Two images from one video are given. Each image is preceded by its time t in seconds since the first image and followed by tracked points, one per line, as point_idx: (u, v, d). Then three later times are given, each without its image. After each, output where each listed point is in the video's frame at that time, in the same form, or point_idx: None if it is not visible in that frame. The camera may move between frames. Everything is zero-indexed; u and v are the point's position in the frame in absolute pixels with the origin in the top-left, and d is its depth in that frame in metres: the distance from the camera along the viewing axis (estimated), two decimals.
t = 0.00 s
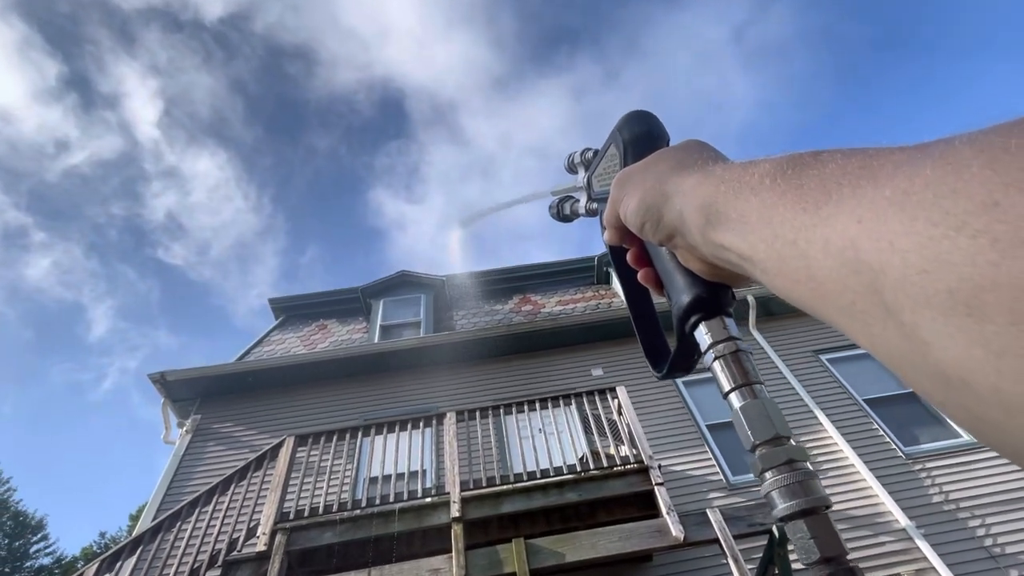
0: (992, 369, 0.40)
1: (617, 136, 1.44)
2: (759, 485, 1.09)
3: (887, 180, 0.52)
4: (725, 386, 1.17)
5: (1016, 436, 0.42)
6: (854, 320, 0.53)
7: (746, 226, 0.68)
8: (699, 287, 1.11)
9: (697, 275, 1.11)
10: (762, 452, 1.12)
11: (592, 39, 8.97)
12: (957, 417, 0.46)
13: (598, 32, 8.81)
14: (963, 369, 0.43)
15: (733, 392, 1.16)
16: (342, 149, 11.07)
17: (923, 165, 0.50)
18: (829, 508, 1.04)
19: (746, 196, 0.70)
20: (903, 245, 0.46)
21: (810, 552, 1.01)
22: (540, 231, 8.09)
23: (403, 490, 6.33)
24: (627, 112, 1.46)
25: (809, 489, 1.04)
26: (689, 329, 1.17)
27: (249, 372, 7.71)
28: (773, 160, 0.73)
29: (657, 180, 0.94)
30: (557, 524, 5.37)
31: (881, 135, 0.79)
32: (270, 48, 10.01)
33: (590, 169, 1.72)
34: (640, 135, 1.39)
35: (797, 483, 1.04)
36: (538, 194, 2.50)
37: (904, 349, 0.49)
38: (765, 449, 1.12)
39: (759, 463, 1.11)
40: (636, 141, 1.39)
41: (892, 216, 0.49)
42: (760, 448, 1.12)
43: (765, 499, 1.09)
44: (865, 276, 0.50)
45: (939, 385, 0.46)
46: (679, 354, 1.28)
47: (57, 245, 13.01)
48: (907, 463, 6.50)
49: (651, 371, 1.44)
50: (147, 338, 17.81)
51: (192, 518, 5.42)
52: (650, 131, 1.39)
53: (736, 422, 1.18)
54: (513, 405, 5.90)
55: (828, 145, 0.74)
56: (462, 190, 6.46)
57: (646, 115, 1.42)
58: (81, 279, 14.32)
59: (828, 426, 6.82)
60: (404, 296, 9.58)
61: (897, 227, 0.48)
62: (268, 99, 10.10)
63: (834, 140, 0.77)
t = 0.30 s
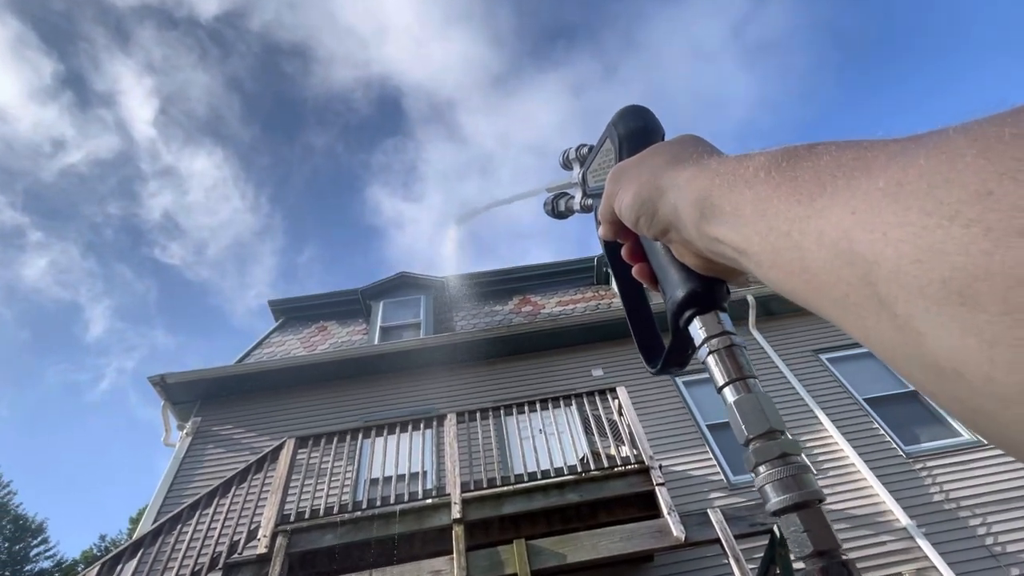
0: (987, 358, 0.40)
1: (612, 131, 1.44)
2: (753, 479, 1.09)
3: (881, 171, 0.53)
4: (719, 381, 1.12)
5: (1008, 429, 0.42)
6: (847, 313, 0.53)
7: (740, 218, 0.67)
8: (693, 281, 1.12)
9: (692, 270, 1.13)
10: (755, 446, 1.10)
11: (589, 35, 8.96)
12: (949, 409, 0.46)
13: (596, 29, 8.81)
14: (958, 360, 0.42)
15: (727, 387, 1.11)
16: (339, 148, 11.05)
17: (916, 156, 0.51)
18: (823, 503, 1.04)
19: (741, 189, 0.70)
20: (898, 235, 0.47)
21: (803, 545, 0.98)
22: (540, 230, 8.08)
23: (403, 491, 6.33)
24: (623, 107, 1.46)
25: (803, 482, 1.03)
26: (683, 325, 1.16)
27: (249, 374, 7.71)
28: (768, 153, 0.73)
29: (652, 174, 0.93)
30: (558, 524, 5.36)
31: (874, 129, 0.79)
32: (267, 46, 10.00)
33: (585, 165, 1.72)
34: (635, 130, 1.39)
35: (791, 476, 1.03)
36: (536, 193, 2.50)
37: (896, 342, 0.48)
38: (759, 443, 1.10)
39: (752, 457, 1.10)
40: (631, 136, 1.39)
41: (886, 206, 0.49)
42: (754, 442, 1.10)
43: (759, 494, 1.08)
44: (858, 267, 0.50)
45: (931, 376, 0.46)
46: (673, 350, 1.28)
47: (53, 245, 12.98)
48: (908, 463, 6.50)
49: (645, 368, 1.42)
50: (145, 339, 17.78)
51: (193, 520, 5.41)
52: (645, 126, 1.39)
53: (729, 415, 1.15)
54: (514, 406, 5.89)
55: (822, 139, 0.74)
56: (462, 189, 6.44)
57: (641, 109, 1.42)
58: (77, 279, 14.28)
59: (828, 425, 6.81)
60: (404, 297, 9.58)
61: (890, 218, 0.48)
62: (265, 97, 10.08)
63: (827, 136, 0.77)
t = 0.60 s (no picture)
0: (971, 350, 0.40)
1: (604, 130, 1.44)
2: (744, 475, 1.09)
3: (868, 166, 0.53)
4: (710, 378, 1.13)
5: (996, 416, 0.42)
6: (836, 309, 0.53)
7: (730, 215, 0.67)
8: (685, 279, 1.11)
9: (684, 268, 1.11)
10: (747, 443, 1.09)
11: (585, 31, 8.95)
12: (937, 403, 0.46)
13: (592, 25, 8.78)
14: (943, 354, 0.43)
15: (718, 384, 1.13)
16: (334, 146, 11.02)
17: (902, 150, 0.51)
18: (812, 497, 1.05)
19: (729, 185, 0.70)
20: (884, 230, 0.46)
21: (795, 542, 1.01)
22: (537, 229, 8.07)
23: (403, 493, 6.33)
24: (614, 105, 1.45)
25: (793, 480, 1.03)
26: (675, 322, 1.17)
27: (248, 375, 7.71)
28: (756, 150, 0.73)
29: (643, 172, 0.93)
30: (558, 525, 5.36)
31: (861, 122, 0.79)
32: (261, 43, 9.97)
33: (578, 165, 1.73)
34: (627, 128, 1.39)
35: (782, 474, 1.03)
36: (531, 193, 2.50)
37: (883, 335, 0.49)
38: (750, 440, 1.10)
39: (744, 454, 1.10)
40: (623, 135, 1.39)
41: (872, 200, 0.49)
42: (746, 439, 1.09)
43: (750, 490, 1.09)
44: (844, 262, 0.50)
45: (917, 368, 0.46)
46: (666, 348, 1.28)
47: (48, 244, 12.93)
48: (906, 462, 6.51)
49: (638, 366, 1.42)
50: (139, 338, 17.72)
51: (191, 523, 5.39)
52: (636, 125, 1.39)
53: (721, 412, 1.14)
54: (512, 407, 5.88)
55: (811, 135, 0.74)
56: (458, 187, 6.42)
57: (632, 108, 1.42)
58: (72, 279, 14.22)
59: (828, 426, 6.81)
60: (402, 298, 9.58)
61: (876, 213, 0.48)
62: (260, 95, 10.04)
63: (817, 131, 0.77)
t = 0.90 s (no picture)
0: (956, 329, 0.41)
1: (608, 124, 1.45)
2: (740, 465, 1.09)
3: (860, 150, 0.53)
4: (709, 368, 1.14)
5: (982, 397, 0.42)
6: (828, 293, 0.53)
7: (728, 204, 0.68)
8: (686, 271, 1.12)
9: (684, 260, 1.12)
10: (744, 433, 1.10)
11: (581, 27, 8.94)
12: (926, 383, 0.47)
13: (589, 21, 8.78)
14: (933, 335, 0.43)
15: (716, 373, 1.14)
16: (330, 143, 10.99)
17: (892, 135, 0.52)
18: (809, 488, 1.04)
19: (727, 175, 0.70)
20: (875, 212, 0.47)
21: (788, 531, 1.00)
22: (534, 227, 8.07)
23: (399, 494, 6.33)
24: (618, 99, 1.46)
25: (789, 470, 1.03)
26: (675, 314, 1.19)
27: (244, 376, 7.69)
28: (753, 140, 0.73)
29: (643, 164, 0.94)
30: (555, 526, 5.35)
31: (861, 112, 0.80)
32: (256, 39, 9.93)
33: (585, 160, 1.74)
34: (630, 122, 1.39)
35: (777, 463, 1.03)
36: (528, 194, 2.51)
37: (875, 318, 0.49)
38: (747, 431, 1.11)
39: (741, 444, 1.11)
40: (626, 128, 1.39)
41: (863, 182, 0.50)
42: (742, 429, 1.10)
43: (746, 481, 1.09)
44: (837, 246, 0.51)
45: (906, 349, 0.47)
46: (667, 341, 1.30)
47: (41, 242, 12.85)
48: (901, 462, 6.54)
49: (641, 358, 1.47)
50: (133, 338, 17.61)
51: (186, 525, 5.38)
52: (639, 118, 1.39)
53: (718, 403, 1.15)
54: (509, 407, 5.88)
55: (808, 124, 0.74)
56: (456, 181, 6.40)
57: (635, 101, 1.43)
58: (66, 277, 14.14)
59: (824, 426, 6.83)
60: (398, 299, 9.57)
61: (867, 196, 0.49)
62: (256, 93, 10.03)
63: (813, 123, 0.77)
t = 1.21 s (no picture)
0: (972, 317, 0.42)
1: (616, 118, 1.45)
2: (754, 456, 1.18)
3: (872, 139, 0.54)
4: (720, 361, 1.20)
5: (996, 384, 0.43)
6: (841, 283, 0.54)
7: (738, 194, 0.68)
8: (696, 264, 1.12)
9: (694, 252, 1.12)
10: (757, 426, 1.19)
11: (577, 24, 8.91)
12: (938, 370, 0.47)
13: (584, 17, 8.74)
14: (948, 323, 0.44)
15: (728, 366, 1.20)
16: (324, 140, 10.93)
17: (905, 124, 0.53)
18: (820, 478, 1.12)
19: (737, 166, 0.70)
20: (886, 201, 0.48)
21: (801, 521, 1.09)
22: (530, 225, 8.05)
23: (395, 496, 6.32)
24: (626, 93, 1.47)
25: (802, 460, 1.11)
26: (685, 307, 1.20)
27: (239, 378, 7.65)
28: (762, 132, 0.73)
29: (653, 157, 0.94)
30: (550, 527, 5.34)
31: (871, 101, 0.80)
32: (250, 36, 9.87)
33: (594, 155, 1.74)
34: (638, 116, 1.39)
35: (789, 454, 1.11)
36: (526, 193, 2.51)
37: (888, 308, 0.50)
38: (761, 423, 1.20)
39: (754, 437, 1.20)
40: (635, 122, 1.39)
41: (876, 171, 0.51)
42: (756, 421, 1.19)
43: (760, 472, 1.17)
44: (849, 236, 0.52)
45: (920, 339, 0.48)
46: (679, 333, 1.33)
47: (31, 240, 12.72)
48: (896, 462, 6.58)
49: (652, 352, 1.47)
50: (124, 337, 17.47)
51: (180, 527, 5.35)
52: (647, 112, 1.40)
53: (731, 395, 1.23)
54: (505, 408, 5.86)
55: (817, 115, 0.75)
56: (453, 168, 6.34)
57: (644, 96, 1.43)
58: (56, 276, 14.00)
59: (820, 428, 6.85)
60: (394, 301, 9.54)
61: (879, 184, 0.50)
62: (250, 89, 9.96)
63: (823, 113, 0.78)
